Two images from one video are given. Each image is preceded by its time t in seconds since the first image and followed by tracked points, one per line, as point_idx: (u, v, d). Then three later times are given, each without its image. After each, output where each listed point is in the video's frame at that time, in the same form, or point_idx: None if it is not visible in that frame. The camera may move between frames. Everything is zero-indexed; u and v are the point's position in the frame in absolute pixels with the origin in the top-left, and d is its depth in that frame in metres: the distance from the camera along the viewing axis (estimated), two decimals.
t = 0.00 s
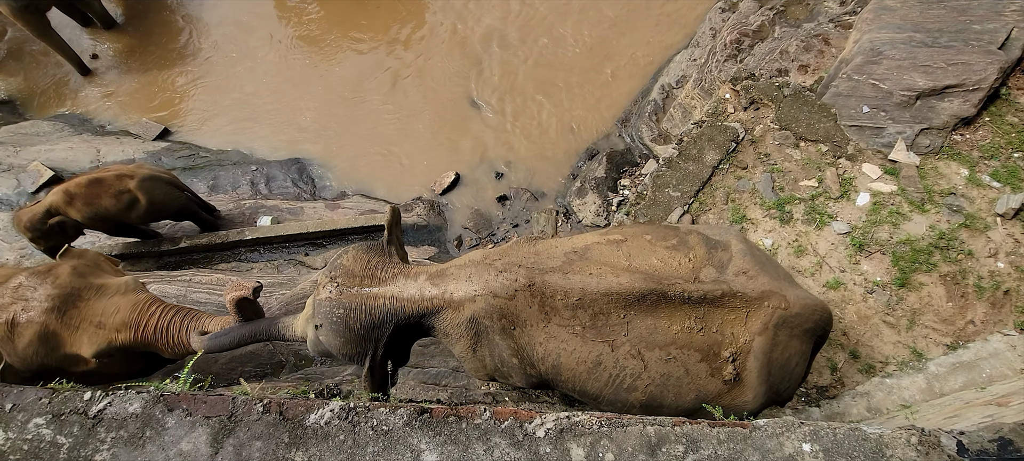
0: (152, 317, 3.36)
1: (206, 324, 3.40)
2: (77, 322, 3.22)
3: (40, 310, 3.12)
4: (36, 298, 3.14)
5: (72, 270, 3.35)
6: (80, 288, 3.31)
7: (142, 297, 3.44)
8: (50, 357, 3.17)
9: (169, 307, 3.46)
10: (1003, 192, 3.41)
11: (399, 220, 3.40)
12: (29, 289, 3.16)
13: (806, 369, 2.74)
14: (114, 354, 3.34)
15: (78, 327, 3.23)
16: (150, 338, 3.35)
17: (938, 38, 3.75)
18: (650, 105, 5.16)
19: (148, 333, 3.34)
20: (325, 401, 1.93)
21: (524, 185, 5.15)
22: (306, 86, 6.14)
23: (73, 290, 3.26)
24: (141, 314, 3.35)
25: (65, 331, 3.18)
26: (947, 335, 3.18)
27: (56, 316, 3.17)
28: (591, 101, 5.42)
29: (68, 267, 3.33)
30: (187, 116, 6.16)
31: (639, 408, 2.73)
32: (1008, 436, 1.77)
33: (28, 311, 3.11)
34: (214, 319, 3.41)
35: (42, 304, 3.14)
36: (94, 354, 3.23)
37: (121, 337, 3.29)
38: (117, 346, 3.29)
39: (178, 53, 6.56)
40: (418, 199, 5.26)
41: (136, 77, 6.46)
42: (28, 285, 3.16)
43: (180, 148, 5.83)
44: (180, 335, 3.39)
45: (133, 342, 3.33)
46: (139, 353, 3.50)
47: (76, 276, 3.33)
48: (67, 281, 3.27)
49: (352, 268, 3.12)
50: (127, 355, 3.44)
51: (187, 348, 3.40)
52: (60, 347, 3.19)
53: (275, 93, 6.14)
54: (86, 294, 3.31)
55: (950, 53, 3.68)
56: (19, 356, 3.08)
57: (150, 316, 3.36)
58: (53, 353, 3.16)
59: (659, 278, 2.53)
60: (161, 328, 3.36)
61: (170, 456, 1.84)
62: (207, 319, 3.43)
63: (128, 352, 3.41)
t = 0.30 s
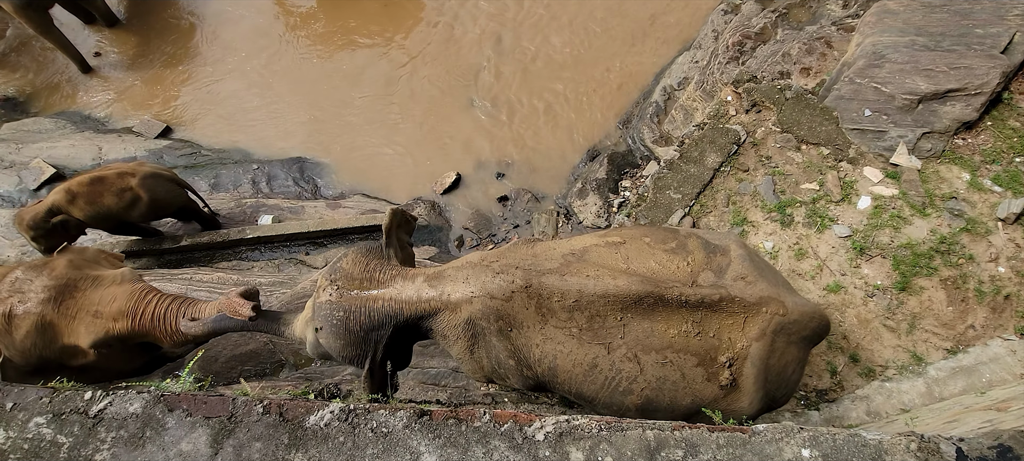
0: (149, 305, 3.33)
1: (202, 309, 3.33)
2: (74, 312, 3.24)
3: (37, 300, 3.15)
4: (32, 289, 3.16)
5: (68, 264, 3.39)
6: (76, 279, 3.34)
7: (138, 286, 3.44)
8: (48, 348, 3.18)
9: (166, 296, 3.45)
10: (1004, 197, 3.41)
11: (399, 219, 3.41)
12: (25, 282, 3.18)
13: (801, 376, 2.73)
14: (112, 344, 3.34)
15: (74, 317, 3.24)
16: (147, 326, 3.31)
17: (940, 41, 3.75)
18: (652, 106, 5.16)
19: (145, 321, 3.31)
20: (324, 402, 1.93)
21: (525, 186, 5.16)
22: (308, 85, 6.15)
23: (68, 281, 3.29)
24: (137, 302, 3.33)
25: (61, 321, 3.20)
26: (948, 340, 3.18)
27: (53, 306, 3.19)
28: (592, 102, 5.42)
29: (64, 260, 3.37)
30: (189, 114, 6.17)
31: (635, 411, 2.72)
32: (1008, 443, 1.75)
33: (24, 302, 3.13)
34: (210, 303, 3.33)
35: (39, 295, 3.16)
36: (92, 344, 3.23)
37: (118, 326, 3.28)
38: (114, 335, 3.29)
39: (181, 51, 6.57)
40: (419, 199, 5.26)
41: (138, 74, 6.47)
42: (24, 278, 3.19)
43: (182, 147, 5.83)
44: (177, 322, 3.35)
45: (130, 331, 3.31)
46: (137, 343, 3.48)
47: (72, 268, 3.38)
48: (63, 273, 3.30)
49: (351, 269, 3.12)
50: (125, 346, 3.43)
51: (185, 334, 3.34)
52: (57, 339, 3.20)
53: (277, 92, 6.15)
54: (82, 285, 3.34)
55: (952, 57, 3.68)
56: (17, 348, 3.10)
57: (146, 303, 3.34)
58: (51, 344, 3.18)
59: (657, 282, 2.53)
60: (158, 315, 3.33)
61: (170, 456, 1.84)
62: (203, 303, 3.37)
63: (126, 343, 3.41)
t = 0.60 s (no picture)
0: (142, 288, 3.38)
1: (194, 291, 3.39)
2: (68, 295, 3.27)
3: (31, 285, 3.18)
4: (26, 275, 3.20)
5: (62, 250, 3.41)
6: (69, 264, 3.36)
7: (131, 269, 3.47)
8: (44, 333, 3.22)
9: (159, 279, 3.48)
10: (1007, 203, 3.39)
11: (398, 222, 3.41)
12: (18, 269, 3.21)
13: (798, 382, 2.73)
14: (108, 327, 3.37)
15: (69, 300, 3.27)
16: (142, 308, 3.37)
17: (945, 46, 3.73)
18: (655, 107, 5.16)
19: (139, 303, 3.36)
20: (318, 399, 1.94)
21: (527, 185, 5.16)
22: (311, 81, 6.15)
23: (61, 267, 3.32)
24: (130, 285, 3.38)
25: (56, 305, 3.23)
26: (947, 346, 3.17)
27: (47, 290, 3.21)
28: (594, 102, 5.41)
29: (57, 247, 3.39)
30: (192, 109, 6.18)
31: (628, 412, 2.72)
32: (1001, 451, 1.75)
33: (19, 288, 3.16)
34: (203, 286, 3.39)
35: (33, 280, 3.19)
36: (88, 326, 3.26)
37: (113, 308, 3.32)
38: (109, 317, 3.32)
39: (185, 46, 6.58)
40: (420, 196, 5.27)
41: (143, 68, 6.49)
42: (18, 265, 3.23)
43: (185, 141, 5.85)
44: (170, 305, 3.40)
45: (125, 313, 3.35)
46: (133, 326, 3.53)
47: (65, 254, 3.40)
48: (56, 258, 3.33)
49: (349, 267, 3.12)
50: (120, 328, 3.48)
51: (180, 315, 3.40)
52: (52, 323, 3.24)
53: (280, 88, 6.15)
54: (75, 269, 3.36)
55: (957, 62, 3.66)
56: (14, 333, 3.15)
57: (139, 286, 3.38)
58: (46, 328, 3.21)
59: (653, 284, 2.52)
60: (152, 297, 3.37)
61: (163, 451, 1.85)
62: (195, 286, 3.43)
63: (122, 326, 3.45)
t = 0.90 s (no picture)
0: (137, 266, 3.41)
1: (189, 271, 3.46)
2: (61, 272, 3.26)
3: (25, 262, 3.18)
4: (20, 252, 3.20)
5: (57, 228, 3.43)
6: (63, 242, 3.36)
7: (126, 248, 3.49)
8: (38, 309, 3.22)
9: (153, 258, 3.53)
10: (1010, 208, 3.37)
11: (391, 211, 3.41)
12: (13, 247, 3.21)
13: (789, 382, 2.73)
14: (102, 304, 3.38)
15: (63, 277, 3.26)
16: (137, 286, 3.40)
17: (954, 48, 3.69)
18: (659, 103, 5.13)
19: (134, 281, 3.39)
20: (302, 389, 1.94)
21: (528, 178, 5.15)
22: (316, 68, 6.14)
23: (55, 244, 3.31)
24: (125, 263, 3.40)
25: (50, 282, 3.23)
26: (944, 350, 3.16)
27: (41, 267, 3.21)
28: (598, 97, 5.38)
29: (52, 225, 3.40)
30: (196, 94, 6.17)
31: (618, 409, 2.71)
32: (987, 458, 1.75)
33: (13, 265, 3.16)
34: (196, 266, 3.46)
35: (27, 257, 3.19)
36: (83, 302, 3.26)
37: (107, 285, 3.32)
38: (103, 294, 3.33)
39: (190, 30, 6.57)
40: (421, 187, 5.27)
41: (148, 52, 6.49)
42: (12, 242, 3.22)
43: (188, 126, 5.86)
44: (164, 283, 3.46)
45: (119, 290, 3.37)
46: (127, 304, 3.56)
47: (60, 232, 3.41)
48: (50, 236, 3.33)
49: (343, 257, 3.12)
50: (115, 306, 3.49)
51: (175, 293, 3.46)
52: (47, 300, 3.24)
53: (284, 75, 6.14)
54: (69, 247, 3.36)
55: (965, 64, 3.62)
56: (9, 309, 3.15)
57: (134, 264, 3.41)
58: (41, 304, 3.21)
59: (645, 282, 2.52)
60: (147, 275, 3.41)
61: (147, 435, 1.86)
62: (190, 266, 3.49)
63: (116, 303, 3.46)
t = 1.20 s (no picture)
0: (133, 243, 3.41)
1: (183, 249, 3.42)
2: (58, 246, 3.31)
3: (24, 234, 3.24)
4: (20, 225, 3.26)
5: (57, 203, 3.49)
6: (62, 216, 3.42)
7: (124, 224, 3.50)
8: (35, 281, 3.29)
9: (151, 235, 3.52)
10: (1013, 217, 3.35)
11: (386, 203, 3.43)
12: (13, 219, 3.28)
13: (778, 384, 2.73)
14: (98, 279, 3.41)
15: (59, 250, 3.31)
16: (131, 262, 3.39)
17: (965, 54, 3.65)
18: (666, 99, 5.10)
19: (129, 257, 3.39)
20: (287, 372, 1.96)
21: (530, 170, 5.15)
22: (323, 53, 6.13)
23: (54, 218, 3.37)
24: (121, 239, 3.41)
25: (47, 254, 3.28)
26: (938, 357, 3.16)
27: (39, 240, 3.27)
28: (603, 91, 5.36)
29: (52, 199, 3.47)
30: (203, 75, 6.18)
31: (606, 404, 2.74)
32: None
33: (12, 237, 3.23)
34: (193, 245, 3.42)
35: (25, 229, 3.26)
36: (77, 276, 3.30)
37: (102, 260, 3.36)
38: (99, 269, 3.36)
39: (199, 10, 6.56)
40: (424, 175, 5.27)
41: (156, 31, 6.49)
42: (12, 214, 3.29)
43: (193, 106, 5.86)
44: (159, 260, 3.41)
45: (114, 266, 3.38)
46: (123, 280, 3.58)
47: (60, 207, 3.47)
48: (50, 210, 3.39)
49: (338, 244, 3.13)
50: (111, 282, 3.52)
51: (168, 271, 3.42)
52: (44, 272, 3.30)
53: (291, 59, 6.14)
54: (67, 221, 3.41)
55: (976, 71, 3.59)
56: (7, 280, 3.23)
57: (130, 241, 3.41)
58: (38, 277, 3.28)
59: (637, 279, 2.53)
60: (142, 252, 3.40)
61: (133, 412, 1.89)
62: (185, 244, 3.45)
63: (112, 279, 3.49)
